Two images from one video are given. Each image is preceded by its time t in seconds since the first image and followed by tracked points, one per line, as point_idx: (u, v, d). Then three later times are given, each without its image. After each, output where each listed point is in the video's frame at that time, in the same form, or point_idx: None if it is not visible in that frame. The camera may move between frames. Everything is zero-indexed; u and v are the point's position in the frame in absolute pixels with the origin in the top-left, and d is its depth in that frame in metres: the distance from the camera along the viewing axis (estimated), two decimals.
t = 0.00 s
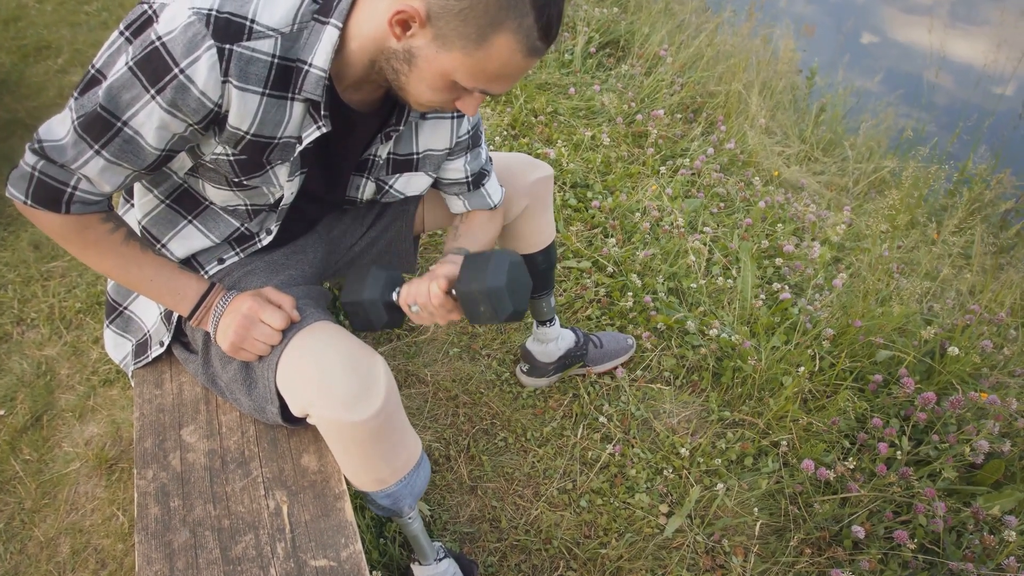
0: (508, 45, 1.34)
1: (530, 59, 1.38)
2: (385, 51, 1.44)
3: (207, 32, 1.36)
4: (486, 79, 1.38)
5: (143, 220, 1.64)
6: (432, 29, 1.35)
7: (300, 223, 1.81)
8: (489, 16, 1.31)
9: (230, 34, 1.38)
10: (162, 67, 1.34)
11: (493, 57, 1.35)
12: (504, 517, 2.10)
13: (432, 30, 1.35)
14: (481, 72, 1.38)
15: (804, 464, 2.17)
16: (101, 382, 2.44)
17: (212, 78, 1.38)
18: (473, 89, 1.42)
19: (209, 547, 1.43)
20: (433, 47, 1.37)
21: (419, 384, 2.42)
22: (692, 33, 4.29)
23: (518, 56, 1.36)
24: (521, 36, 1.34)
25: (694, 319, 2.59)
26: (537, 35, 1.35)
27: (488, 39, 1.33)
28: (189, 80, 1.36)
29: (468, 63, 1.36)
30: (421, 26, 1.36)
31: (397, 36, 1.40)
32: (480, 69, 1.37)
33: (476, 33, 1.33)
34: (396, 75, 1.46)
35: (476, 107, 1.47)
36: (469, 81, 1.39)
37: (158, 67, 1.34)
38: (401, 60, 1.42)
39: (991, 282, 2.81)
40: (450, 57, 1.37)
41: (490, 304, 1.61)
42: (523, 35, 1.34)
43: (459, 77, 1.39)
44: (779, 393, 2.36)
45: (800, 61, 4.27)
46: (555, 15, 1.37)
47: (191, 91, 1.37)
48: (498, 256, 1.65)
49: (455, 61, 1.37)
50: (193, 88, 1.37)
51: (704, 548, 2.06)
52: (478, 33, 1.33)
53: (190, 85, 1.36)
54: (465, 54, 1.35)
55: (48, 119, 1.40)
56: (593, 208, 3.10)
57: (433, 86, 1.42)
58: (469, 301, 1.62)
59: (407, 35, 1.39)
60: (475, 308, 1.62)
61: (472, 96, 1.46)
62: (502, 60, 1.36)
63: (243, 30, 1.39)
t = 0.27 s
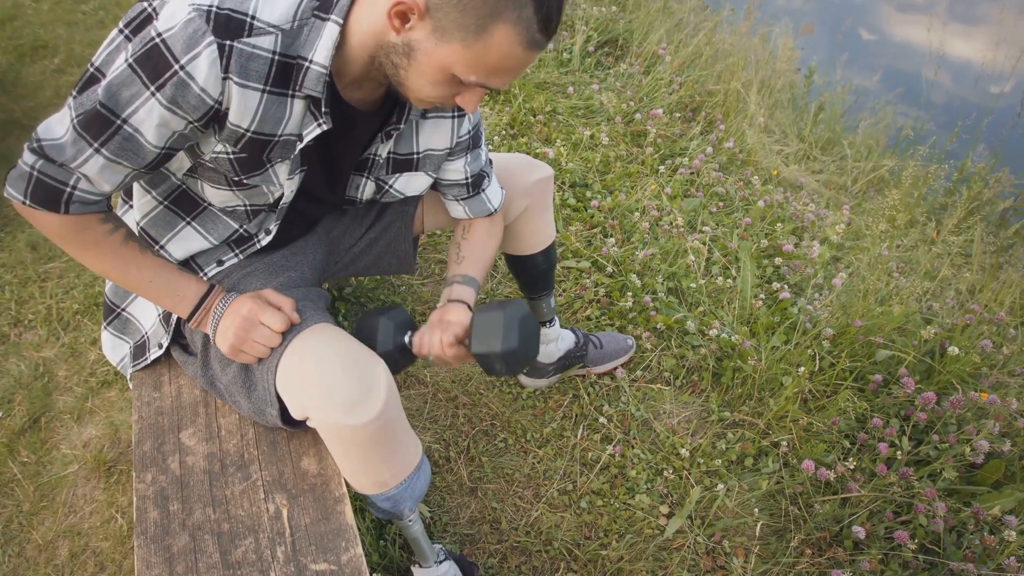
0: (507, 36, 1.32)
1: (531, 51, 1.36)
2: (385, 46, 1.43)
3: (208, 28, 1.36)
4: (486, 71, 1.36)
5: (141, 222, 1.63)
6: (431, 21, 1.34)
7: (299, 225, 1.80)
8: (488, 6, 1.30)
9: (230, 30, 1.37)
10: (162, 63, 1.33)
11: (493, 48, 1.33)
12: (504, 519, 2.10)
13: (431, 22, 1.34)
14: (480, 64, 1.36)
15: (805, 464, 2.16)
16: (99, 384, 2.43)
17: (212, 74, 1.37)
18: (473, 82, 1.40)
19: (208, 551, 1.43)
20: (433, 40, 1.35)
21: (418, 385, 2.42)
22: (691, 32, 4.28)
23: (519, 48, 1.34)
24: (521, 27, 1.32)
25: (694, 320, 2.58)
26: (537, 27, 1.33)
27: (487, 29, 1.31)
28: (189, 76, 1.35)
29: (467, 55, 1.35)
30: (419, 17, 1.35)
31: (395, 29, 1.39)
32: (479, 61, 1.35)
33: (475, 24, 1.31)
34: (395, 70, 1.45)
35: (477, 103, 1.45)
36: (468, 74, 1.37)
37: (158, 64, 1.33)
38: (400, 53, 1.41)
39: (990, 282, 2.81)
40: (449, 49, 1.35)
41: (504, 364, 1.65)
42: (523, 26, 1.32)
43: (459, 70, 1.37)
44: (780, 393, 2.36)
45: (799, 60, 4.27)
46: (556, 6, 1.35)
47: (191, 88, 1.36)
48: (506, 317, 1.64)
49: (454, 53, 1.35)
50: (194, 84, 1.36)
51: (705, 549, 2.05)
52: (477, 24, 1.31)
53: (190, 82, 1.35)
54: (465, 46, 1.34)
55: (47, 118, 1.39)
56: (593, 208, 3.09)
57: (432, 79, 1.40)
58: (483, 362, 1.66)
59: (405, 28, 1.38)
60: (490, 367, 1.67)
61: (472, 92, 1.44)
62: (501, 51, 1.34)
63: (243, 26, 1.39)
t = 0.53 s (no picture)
0: (504, 25, 1.30)
1: (528, 41, 1.33)
2: (382, 40, 1.41)
3: (202, 24, 1.35)
4: (483, 62, 1.33)
5: (137, 224, 1.63)
6: (427, 12, 1.33)
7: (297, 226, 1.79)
8: None
9: (225, 26, 1.37)
10: (156, 60, 1.32)
11: (489, 38, 1.31)
12: (505, 520, 2.09)
13: (427, 13, 1.32)
14: (477, 56, 1.33)
15: (804, 463, 2.16)
16: (97, 387, 2.42)
17: (207, 71, 1.36)
18: (470, 74, 1.37)
19: (208, 556, 1.42)
20: (429, 31, 1.34)
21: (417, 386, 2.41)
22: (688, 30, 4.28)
23: (516, 38, 1.32)
24: (518, 16, 1.30)
25: (693, 319, 2.58)
26: (535, 16, 1.31)
27: (484, 18, 1.29)
28: (183, 73, 1.34)
29: (463, 46, 1.32)
30: (415, 8, 1.33)
31: (392, 22, 1.38)
32: (476, 52, 1.33)
33: (471, 13, 1.29)
34: (391, 65, 1.42)
35: (474, 97, 1.42)
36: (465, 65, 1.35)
37: (152, 60, 1.32)
38: (396, 47, 1.39)
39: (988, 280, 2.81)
40: (445, 40, 1.33)
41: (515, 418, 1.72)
42: (520, 15, 1.30)
43: (455, 62, 1.35)
44: (779, 393, 2.36)
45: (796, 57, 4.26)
46: None
47: (186, 84, 1.35)
48: (517, 382, 1.67)
49: (450, 44, 1.33)
50: (188, 81, 1.35)
51: (705, 549, 2.05)
52: (473, 13, 1.29)
53: (184, 79, 1.34)
54: (461, 35, 1.31)
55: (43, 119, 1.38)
56: (591, 207, 3.09)
57: (429, 72, 1.38)
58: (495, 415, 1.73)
59: (401, 20, 1.36)
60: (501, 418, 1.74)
61: (470, 86, 1.41)
62: (499, 41, 1.31)
63: (238, 22, 1.38)
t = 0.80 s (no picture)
0: (498, 14, 1.27)
1: (523, 30, 1.30)
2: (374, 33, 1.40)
3: (192, 21, 1.34)
4: (477, 52, 1.31)
5: (132, 227, 1.61)
6: (419, 2, 1.31)
7: (293, 228, 1.77)
8: None
9: (215, 23, 1.36)
10: (146, 58, 1.31)
11: (483, 27, 1.28)
12: (504, 522, 2.09)
13: (420, 4, 1.30)
14: (471, 45, 1.30)
15: (804, 463, 2.16)
16: (93, 389, 2.41)
17: (198, 69, 1.34)
18: (464, 65, 1.34)
19: (207, 561, 1.41)
20: (421, 22, 1.31)
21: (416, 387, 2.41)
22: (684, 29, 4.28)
23: (510, 27, 1.29)
24: (511, 5, 1.27)
25: (691, 319, 2.58)
26: (529, 4, 1.28)
27: (477, 7, 1.27)
28: (174, 71, 1.32)
29: (456, 36, 1.30)
30: None
31: (384, 14, 1.36)
32: (469, 42, 1.30)
33: (463, 2, 1.27)
34: (384, 58, 1.41)
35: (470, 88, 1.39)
36: (459, 55, 1.32)
37: (142, 59, 1.31)
38: (389, 39, 1.37)
39: (986, 278, 2.81)
40: (438, 31, 1.30)
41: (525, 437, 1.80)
42: (514, 4, 1.27)
43: (449, 52, 1.32)
44: (778, 392, 2.36)
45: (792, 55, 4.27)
46: None
47: (177, 82, 1.34)
48: (526, 423, 1.72)
49: (444, 34, 1.30)
50: (179, 79, 1.33)
51: (705, 549, 2.05)
52: (466, 2, 1.27)
53: (175, 77, 1.33)
54: (454, 25, 1.29)
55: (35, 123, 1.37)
56: (588, 206, 3.08)
57: (423, 64, 1.36)
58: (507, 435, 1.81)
59: (393, 12, 1.34)
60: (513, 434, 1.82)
61: (465, 78, 1.39)
62: (492, 30, 1.28)
63: (229, 19, 1.37)
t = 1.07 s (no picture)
0: None
1: (521, 16, 1.27)
2: (371, 27, 1.39)
3: (185, 17, 1.33)
4: (474, 40, 1.28)
5: (130, 232, 1.61)
6: None
7: (292, 231, 1.76)
8: None
9: (208, 19, 1.35)
10: (140, 56, 1.30)
11: (480, 15, 1.25)
12: (507, 524, 2.08)
13: None
14: (469, 34, 1.28)
15: (806, 464, 2.16)
16: (94, 393, 2.40)
17: (191, 65, 1.33)
18: (462, 55, 1.31)
19: (210, 568, 1.41)
20: (418, 13, 1.30)
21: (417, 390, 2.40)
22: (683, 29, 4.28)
23: (509, 13, 1.26)
24: None
25: (693, 320, 2.58)
26: None
27: None
28: (167, 68, 1.31)
29: (454, 24, 1.27)
30: None
31: (381, 8, 1.35)
32: (466, 31, 1.27)
33: None
34: (381, 52, 1.39)
35: (468, 80, 1.36)
36: (456, 45, 1.29)
37: (135, 56, 1.30)
38: (385, 32, 1.36)
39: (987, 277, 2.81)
40: (435, 21, 1.28)
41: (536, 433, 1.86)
42: None
43: (447, 42, 1.30)
44: (779, 393, 2.35)
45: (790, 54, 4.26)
46: None
47: (170, 80, 1.32)
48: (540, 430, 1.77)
49: (441, 23, 1.28)
50: (173, 76, 1.32)
51: (708, 551, 2.05)
52: None
53: (168, 74, 1.32)
54: (451, 14, 1.26)
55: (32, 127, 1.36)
56: (589, 207, 3.08)
57: (420, 56, 1.34)
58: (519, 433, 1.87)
59: (390, 4, 1.33)
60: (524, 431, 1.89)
61: (464, 69, 1.35)
62: (491, 17, 1.25)
63: (221, 14, 1.36)
